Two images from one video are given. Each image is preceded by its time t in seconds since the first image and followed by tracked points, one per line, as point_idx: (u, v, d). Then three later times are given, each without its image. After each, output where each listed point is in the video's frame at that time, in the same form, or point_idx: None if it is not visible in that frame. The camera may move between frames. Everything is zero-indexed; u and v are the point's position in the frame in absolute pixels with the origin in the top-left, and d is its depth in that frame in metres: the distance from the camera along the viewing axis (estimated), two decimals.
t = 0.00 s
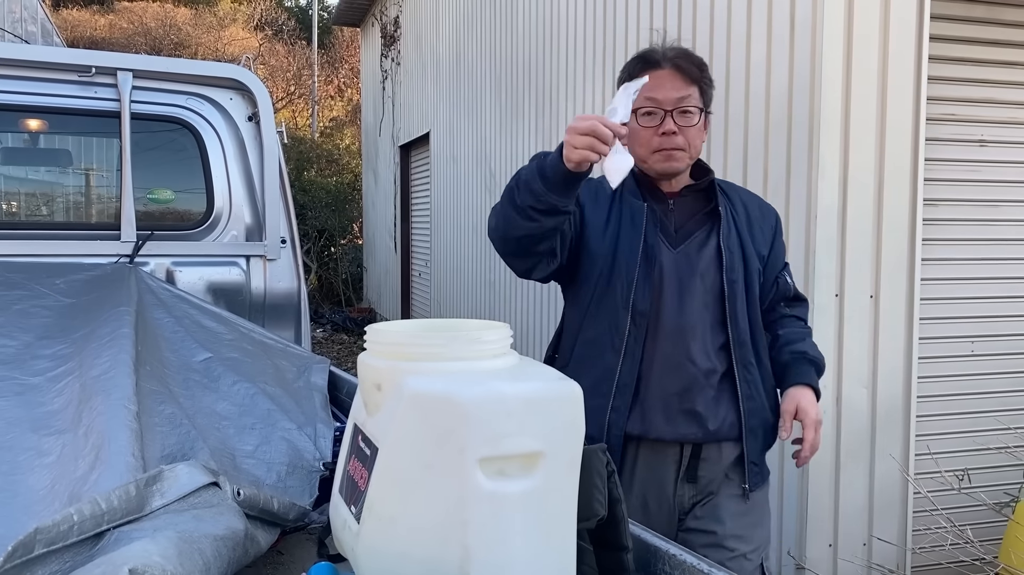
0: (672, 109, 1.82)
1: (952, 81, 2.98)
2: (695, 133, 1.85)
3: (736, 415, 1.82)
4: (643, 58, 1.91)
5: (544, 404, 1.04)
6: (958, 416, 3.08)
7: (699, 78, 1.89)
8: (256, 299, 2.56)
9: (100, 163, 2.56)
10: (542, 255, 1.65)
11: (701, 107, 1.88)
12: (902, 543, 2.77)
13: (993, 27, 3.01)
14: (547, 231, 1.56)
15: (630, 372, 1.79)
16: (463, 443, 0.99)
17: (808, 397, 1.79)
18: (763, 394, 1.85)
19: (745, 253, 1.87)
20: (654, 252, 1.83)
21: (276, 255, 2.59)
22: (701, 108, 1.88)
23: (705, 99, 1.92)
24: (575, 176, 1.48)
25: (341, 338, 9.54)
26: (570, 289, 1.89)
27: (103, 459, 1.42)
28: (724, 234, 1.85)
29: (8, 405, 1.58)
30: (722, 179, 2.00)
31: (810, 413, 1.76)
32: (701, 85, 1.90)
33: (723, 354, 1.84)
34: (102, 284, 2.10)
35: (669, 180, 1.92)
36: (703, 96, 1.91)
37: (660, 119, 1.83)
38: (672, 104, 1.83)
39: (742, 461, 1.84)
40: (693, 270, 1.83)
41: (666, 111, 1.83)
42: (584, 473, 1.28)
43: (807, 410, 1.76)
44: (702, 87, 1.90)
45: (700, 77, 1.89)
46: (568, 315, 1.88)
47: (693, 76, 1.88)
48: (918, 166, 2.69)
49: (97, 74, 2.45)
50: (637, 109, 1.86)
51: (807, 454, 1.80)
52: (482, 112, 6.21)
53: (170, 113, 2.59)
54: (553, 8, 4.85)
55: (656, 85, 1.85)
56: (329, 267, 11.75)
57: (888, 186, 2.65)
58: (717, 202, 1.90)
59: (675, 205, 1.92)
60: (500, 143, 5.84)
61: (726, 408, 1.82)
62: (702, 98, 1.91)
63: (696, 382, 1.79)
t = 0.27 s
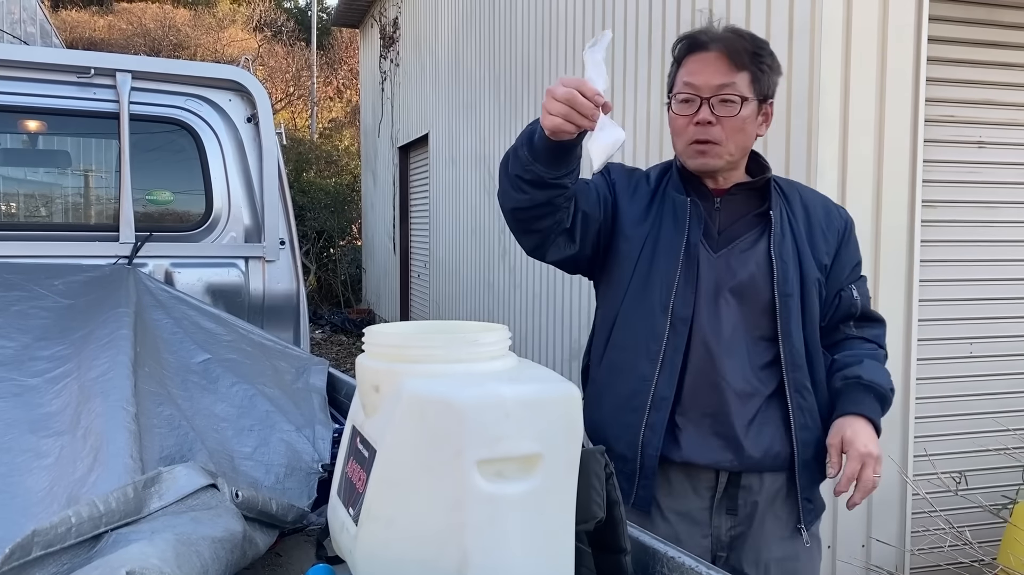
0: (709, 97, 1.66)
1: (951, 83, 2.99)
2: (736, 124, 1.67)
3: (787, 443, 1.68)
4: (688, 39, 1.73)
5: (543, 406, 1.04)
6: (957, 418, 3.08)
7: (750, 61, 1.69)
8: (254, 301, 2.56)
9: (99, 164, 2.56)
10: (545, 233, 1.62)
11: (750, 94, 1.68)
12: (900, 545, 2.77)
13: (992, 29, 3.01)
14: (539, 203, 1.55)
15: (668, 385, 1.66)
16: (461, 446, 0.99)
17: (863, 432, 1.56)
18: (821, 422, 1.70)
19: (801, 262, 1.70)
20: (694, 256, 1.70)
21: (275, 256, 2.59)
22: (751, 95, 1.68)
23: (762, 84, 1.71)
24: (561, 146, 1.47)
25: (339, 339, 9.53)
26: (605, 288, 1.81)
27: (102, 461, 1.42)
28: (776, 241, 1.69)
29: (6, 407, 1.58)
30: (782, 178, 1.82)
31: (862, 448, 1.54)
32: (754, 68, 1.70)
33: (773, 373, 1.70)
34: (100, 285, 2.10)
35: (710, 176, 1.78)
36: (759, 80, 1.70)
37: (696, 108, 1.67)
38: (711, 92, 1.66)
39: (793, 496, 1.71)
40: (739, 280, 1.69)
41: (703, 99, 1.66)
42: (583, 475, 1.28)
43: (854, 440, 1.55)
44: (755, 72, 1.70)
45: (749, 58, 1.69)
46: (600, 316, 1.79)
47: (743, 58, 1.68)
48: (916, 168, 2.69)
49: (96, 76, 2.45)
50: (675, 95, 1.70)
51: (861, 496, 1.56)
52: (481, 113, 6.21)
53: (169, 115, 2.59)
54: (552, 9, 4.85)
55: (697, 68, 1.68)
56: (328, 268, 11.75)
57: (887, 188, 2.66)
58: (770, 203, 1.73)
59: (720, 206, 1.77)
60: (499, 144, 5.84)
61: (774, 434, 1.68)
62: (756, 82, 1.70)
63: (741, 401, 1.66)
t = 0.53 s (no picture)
0: (719, 88, 1.66)
1: (951, 85, 2.98)
2: (748, 113, 1.65)
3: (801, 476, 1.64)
4: (700, 27, 1.73)
5: (544, 408, 1.04)
6: (957, 420, 3.08)
7: (764, 47, 1.67)
8: (254, 303, 2.56)
9: (99, 167, 2.57)
10: (543, 248, 1.64)
11: (764, 82, 1.66)
12: (900, 548, 2.76)
13: (992, 31, 3.01)
14: (534, 219, 1.56)
15: (675, 410, 1.68)
16: (461, 449, 0.99)
17: (849, 362, 1.37)
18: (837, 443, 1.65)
19: (818, 273, 1.65)
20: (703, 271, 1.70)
21: (275, 258, 2.59)
22: (765, 84, 1.66)
23: (779, 71, 1.68)
24: (553, 162, 1.48)
25: (339, 340, 9.53)
26: (614, 297, 1.83)
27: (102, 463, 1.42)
28: (792, 252, 1.66)
29: (6, 409, 1.57)
30: (808, 176, 1.77)
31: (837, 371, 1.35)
32: (768, 56, 1.67)
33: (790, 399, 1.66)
34: (100, 287, 2.09)
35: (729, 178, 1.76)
36: (775, 66, 1.68)
37: (707, 100, 1.67)
38: (721, 83, 1.66)
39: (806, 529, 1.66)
40: (750, 294, 1.67)
41: (714, 91, 1.66)
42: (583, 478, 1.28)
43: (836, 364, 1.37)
44: (770, 59, 1.67)
45: (764, 44, 1.67)
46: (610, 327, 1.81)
47: (756, 44, 1.66)
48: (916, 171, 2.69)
49: (96, 77, 2.45)
50: (687, 87, 1.72)
51: (828, 427, 1.29)
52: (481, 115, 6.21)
53: (170, 117, 2.60)
54: (553, 11, 4.85)
55: (708, 58, 1.68)
56: (328, 269, 11.75)
57: (887, 190, 2.66)
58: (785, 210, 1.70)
59: (735, 211, 1.75)
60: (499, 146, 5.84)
61: (789, 463, 1.64)
62: (772, 70, 1.68)
63: (752, 424, 1.65)
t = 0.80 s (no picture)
0: (694, 85, 1.56)
1: (953, 87, 2.98)
2: (725, 110, 1.55)
3: (781, 500, 1.52)
4: (670, 18, 1.62)
5: (545, 411, 1.04)
6: (959, 423, 3.07)
7: (739, 37, 1.55)
8: (255, 304, 2.55)
9: (100, 168, 2.57)
10: (530, 265, 1.69)
11: (740, 74, 1.55)
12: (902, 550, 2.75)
13: (994, 33, 3.00)
14: (521, 238, 1.59)
15: (644, 426, 1.63)
16: (462, 452, 0.99)
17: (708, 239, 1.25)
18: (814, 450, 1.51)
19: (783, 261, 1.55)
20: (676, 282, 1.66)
21: (276, 260, 2.59)
22: (741, 75, 1.55)
23: (756, 61, 1.57)
24: (543, 183, 1.49)
25: (340, 342, 9.52)
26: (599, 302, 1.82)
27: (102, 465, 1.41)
28: (758, 245, 1.56)
29: (6, 410, 1.57)
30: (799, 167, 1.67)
31: (694, 235, 1.21)
32: (745, 45, 1.56)
33: (763, 413, 1.55)
34: (101, 288, 2.09)
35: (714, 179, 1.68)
36: (751, 55, 1.57)
37: (682, 98, 1.57)
38: (696, 79, 1.56)
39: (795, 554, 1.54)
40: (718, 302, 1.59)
41: (687, 88, 1.56)
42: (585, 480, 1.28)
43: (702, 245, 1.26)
44: (746, 49, 1.56)
45: (738, 31, 1.55)
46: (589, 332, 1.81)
47: (730, 34, 1.54)
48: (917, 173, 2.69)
49: (97, 79, 2.45)
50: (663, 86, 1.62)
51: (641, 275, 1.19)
52: (482, 117, 6.20)
53: (170, 118, 2.59)
54: (554, 13, 4.84)
55: (680, 52, 1.58)
56: (329, 271, 11.74)
57: (889, 192, 2.65)
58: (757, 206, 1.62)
59: (715, 210, 1.70)
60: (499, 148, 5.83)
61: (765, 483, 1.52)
62: (747, 59, 1.56)
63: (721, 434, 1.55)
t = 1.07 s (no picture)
0: (683, 78, 1.46)
1: (955, 90, 2.98)
2: (718, 104, 1.45)
3: (760, 522, 1.43)
4: None
5: (552, 414, 1.04)
6: (962, 425, 3.07)
7: (729, 19, 1.43)
8: (258, 307, 2.55)
9: (102, 171, 2.57)
10: (514, 266, 1.69)
11: (732, 62, 1.44)
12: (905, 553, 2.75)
13: (997, 36, 3.00)
14: (497, 241, 1.60)
15: (627, 437, 1.59)
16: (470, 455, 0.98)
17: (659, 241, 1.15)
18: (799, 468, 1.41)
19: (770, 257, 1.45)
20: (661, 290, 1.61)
21: (279, 262, 2.59)
22: (734, 64, 1.45)
23: (748, 45, 1.46)
24: (516, 187, 1.49)
25: (341, 344, 9.53)
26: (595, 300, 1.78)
27: (107, 468, 1.41)
28: (745, 243, 1.47)
29: (10, 413, 1.57)
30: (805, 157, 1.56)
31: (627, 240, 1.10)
32: (737, 29, 1.44)
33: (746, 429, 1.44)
34: (104, 290, 2.09)
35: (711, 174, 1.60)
36: (744, 39, 1.45)
37: (671, 91, 1.48)
38: (685, 70, 1.46)
39: None
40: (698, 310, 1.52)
41: (676, 81, 1.47)
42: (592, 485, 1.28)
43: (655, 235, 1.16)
44: (739, 32, 1.44)
45: (730, 14, 1.43)
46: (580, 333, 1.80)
47: (719, 18, 1.43)
48: (921, 175, 2.71)
49: (100, 81, 2.45)
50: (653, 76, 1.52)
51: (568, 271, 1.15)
52: (484, 119, 6.20)
53: (174, 121, 2.59)
54: (556, 15, 4.84)
55: (667, 40, 1.47)
56: (330, 273, 11.75)
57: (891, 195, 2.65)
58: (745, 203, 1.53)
59: (709, 206, 1.62)
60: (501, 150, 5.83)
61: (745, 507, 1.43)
62: (739, 44, 1.45)
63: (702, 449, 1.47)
